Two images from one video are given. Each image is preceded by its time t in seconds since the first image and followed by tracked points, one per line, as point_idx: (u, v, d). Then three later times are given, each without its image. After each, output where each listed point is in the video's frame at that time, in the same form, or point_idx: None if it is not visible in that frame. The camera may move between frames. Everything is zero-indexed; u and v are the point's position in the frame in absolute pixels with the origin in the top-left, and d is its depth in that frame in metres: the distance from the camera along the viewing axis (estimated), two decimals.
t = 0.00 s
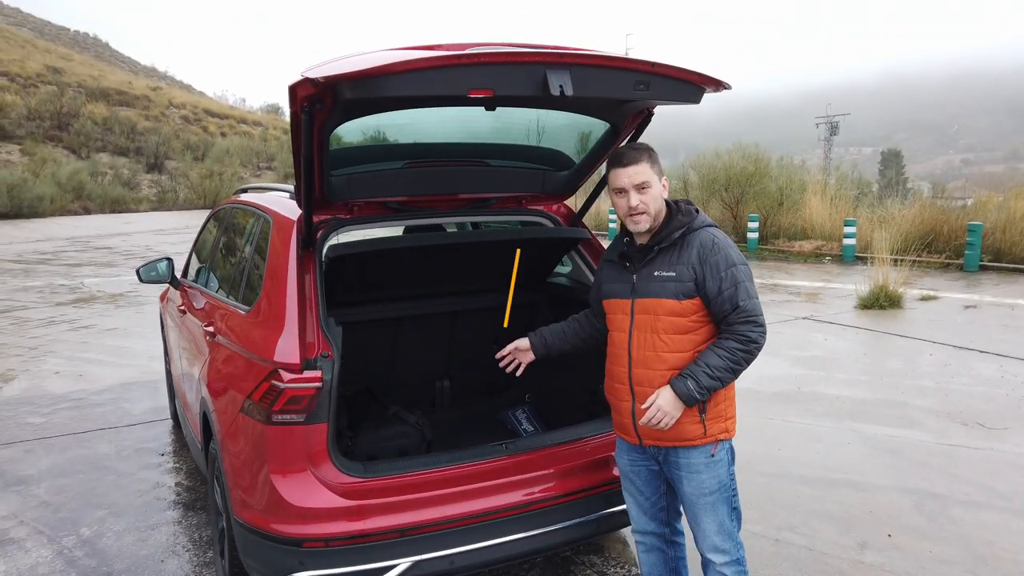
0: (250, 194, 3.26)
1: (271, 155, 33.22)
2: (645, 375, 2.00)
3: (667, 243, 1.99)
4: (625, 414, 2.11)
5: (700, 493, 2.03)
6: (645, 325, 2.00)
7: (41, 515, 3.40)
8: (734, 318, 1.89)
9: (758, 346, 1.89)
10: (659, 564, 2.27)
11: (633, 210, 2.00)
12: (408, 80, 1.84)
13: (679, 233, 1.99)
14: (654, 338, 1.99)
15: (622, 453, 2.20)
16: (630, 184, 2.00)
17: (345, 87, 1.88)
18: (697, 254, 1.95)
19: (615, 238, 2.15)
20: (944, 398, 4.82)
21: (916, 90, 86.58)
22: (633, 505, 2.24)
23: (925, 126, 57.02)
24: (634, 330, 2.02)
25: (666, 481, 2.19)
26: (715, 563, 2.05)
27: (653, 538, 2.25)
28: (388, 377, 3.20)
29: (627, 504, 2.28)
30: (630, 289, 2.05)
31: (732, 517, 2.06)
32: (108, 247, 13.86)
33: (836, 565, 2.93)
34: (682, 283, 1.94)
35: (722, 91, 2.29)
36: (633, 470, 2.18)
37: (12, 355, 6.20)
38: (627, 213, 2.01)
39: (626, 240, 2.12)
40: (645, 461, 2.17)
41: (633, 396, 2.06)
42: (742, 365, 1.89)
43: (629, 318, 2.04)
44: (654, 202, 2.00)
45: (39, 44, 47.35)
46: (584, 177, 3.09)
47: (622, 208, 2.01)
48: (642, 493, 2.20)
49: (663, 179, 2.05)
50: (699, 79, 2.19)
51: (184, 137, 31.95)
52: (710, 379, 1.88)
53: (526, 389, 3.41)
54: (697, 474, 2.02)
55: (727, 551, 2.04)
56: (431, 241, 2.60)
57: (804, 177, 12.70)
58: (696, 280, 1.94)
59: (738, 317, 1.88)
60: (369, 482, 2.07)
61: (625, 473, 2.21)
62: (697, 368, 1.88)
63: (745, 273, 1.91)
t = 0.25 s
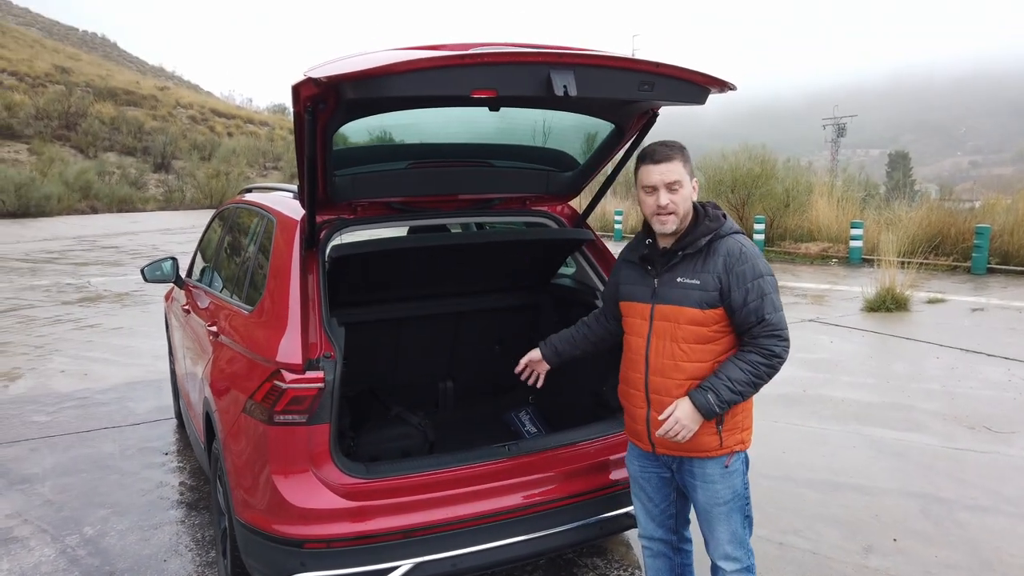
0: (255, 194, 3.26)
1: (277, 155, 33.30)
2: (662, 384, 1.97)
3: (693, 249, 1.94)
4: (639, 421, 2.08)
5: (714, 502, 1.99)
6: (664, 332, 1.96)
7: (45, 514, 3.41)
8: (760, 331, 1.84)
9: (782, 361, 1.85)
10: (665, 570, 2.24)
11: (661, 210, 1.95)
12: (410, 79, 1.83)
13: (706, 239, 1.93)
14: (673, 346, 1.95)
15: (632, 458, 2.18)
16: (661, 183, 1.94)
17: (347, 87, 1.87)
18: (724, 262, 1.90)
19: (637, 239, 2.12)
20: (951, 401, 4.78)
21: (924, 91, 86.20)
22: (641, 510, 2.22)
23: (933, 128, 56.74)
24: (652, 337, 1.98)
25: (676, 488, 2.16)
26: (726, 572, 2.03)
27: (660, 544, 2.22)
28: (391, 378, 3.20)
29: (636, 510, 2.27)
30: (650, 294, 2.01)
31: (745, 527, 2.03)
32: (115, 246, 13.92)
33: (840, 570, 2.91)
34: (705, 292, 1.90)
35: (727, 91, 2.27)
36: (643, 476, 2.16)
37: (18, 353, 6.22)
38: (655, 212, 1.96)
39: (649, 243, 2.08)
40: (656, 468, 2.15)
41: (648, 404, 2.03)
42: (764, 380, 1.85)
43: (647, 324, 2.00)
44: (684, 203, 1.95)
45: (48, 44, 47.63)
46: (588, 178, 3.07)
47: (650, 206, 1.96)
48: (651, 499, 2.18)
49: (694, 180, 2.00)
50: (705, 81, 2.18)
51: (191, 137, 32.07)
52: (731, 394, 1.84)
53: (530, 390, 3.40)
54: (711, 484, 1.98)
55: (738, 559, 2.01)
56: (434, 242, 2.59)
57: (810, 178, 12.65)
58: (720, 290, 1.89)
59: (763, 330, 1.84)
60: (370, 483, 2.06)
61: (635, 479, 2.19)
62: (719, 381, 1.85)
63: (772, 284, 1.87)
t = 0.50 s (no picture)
0: (257, 194, 3.26)
1: (280, 155, 33.34)
2: (684, 393, 1.95)
3: (726, 258, 1.90)
4: (656, 428, 2.06)
5: (728, 514, 1.97)
6: (688, 340, 1.94)
7: (46, 514, 3.40)
8: (791, 346, 1.81)
9: (811, 378, 1.82)
10: None
11: (698, 212, 1.91)
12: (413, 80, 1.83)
13: (740, 248, 1.89)
14: (697, 355, 1.92)
15: (645, 464, 2.18)
16: (700, 184, 1.90)
17: (350, 88, 1.86)
18: (756, 273, 1.86)
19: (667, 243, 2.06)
20: (955, 404, 4.76)
21: (927, 93, 86.05)
22: (650, 517, 2.21)
23: (936, 130, 56.63)
24: (675, 343, 1.96)
25: (687, 497, 2.15)
26: None
27: (667, 553, 2.20)
28: (392, 380, 3.19)
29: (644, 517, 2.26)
30: (676, 299, 1.99)
31: (758, 538, 2.01)
32: (118, 247, 13.94)
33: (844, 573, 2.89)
34: (735, 302, 1.87)
35: (732, 93, 2.27)
36: (654, 483, 2.16)
37: (21, 353, 6.23)
38: (691, 213, 1.92)
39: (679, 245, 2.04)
40: (668, 476, 2.15)
41: (667, 411, 2.01)
42: (793, 397, 1.82)
43: (672, 330, 1.98)
44: (722, 207, 1.91)
45: (53, 45, 47.80)
46: (592, 181, 3.07)
47: (687, 207, 1.92)
48: (661, 507, 2.17)
49: (732, 185, 1.96)
50: (709, 82, 2.17)
51: (194, 137, 32.13)
52: (759, 410, 1.81)
53: (532, 392, 3.41)
54: (726, 496, 1.97)
55: (750, 569, 1.99)
56: (437, 243, 2.58)
57: (813, 180, 12.63)
58: (751, 301, 1.86)
59: (794, 346, 1.81)
60: (372, 485, 2.05)
61: (646, 485, 2.19)
62: (747, 397, 1.81)
63: (805, 299, 1.84)
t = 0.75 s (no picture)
0: (259, 195, 3.25)
1: (280, 156, 33.34)
2: (698, 398, 1.94)
3: (750, 263, 1.88)
4: (668, 431, 2.06)
5: (738, 523, 1.97)
6: (705, 345, 1.93)
7: (46, 515, 3.39)
8: (812, 358, 1.78)
9: (832, 392, 1.79)
10: None
11: (723, 215, 1.88)
12: (417, 80, 1.81)
13: (764, 254, 1.87)
14: (713, 361, 1.91)
15: (652, 466, 2.19)
16: (727, 187, 1.88)
17: (354, 87, 1.85)
18: (779, 280, 1.84)
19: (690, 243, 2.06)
20: (958, 407, 4.75)
21: (927, 95, 86.10)
22: (653, 520, 2.21)
23: (937, 131, 56.64)
24: (692, 347, 1.96)
25: (693, 502, 2.15)
26: None
27: (668, 558, 2.19)
28: (394, 382, 3.18)
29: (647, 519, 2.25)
30: (696, 302, 1.98)
31: (769, 548, 1.99)
32: (119, 247, 13.94)
33: None
34: (755, 310, 1.85)
35: (737, 94, 2.26)
36: (660, 485, 2.16)
37: (21, 353, 6.22)
38: (717, 216, 1.90)
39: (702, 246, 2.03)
40: (675, 480, 2.14)
41: (680, 415, 2.01)
42: (811, 410, 1.79)
43: (689, 334, 1.97)
44: (748, 211, 1.89)
45: (53, 45, 47.83)
46: (595, 181, 3.05)
47: (713, 209, 1.90)
48: (665, 511, 2.17)
49: (761, 187, 1.93)
50: (714, 82, 2.16)
51: (194, 137, 32.12)
52: (776, 422, 1.78)
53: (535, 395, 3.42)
54: (736, 505, 1.96)
55: None
56: (439, 244, 2.57)
57: (814, 181, 12.62)
58: (773, 309, 1.83)
59: (815, 358, 1.78)
60: (374, 488, 2.04)
61: (652, 487, 2.20)
62: (763, 407, 1.80)
63: (829, 310, 1.80)
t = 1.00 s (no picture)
0: (261, 195, 3.25)
1: (281, 157, 33.35)
2: (704, 402, 1.94)
3: (764, 268, 1.87)
4: (674, 434, 2.07)
5: (742, 529, 1.96)
6: (715, 349, 1.93)
7: (46, 517, 3.38)
8: (822, 369, 1.76)
9: (841, 405, 1.76)
10: None
11: (733, 218, 1.88)
12: (421, 81, 1.80)
13: (780, 259, 1.85)
14: (722, 366, 1.91)
15: (659, 467, 2.19)
16: (736, 190, 1.87)
17: (357, 88, 1.84)
18: (793, 286, 1.82)
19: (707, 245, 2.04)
20: (960, 409, 4.74)
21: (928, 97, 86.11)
22: (655, 523, 2.20)
23: (937, 133, 56.62)
24: (702, 350, 1.96)
25: (696, 507, 2.14)
26: None
27: (669, 561, 2.18)
28: (396, 384, 3.16)
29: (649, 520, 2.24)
30: (708, 305, 1.98)
31: (775, 558, 1.98)
32: (119, 247, 13.94)
33: None
34: (767, 316, 1.83)
35: (742, 95, 2.25)
36: (665, 487, 2.16)
37: (21, 354, 6.21)
38: (727, 219, 1.89)
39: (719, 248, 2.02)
40: (681, 483, 2.14)
41: (687, 419, 2.01)
42: (819, 422, 1.77)
43: (700, 337, 1.98)
44: (759, 214, 1.87)
45: (55, 45, 47.86)
46: (598, 182, 3.04)
47: (723, 212, 1.89)
48: (667, 514, 2.16)
49: (777, 189, 1.90)
50: (719, 82, 2.15)
51: (195, 138, 32.12)
52: (780, 431, 1.78)
53: (538, 397, 3.41)
54: (741, 511, 1.96)
55: None
56: (442, 245, 2.56)
57: (815, 183, 12.61)
58: (784, 316, 1.82)
59: (825, 368, 1.76)
60: (377, 490, 2.03)
61: (657, 488, 2.20)
62: (768, 416, 1.79)
63: (842, 320, 1.78)
